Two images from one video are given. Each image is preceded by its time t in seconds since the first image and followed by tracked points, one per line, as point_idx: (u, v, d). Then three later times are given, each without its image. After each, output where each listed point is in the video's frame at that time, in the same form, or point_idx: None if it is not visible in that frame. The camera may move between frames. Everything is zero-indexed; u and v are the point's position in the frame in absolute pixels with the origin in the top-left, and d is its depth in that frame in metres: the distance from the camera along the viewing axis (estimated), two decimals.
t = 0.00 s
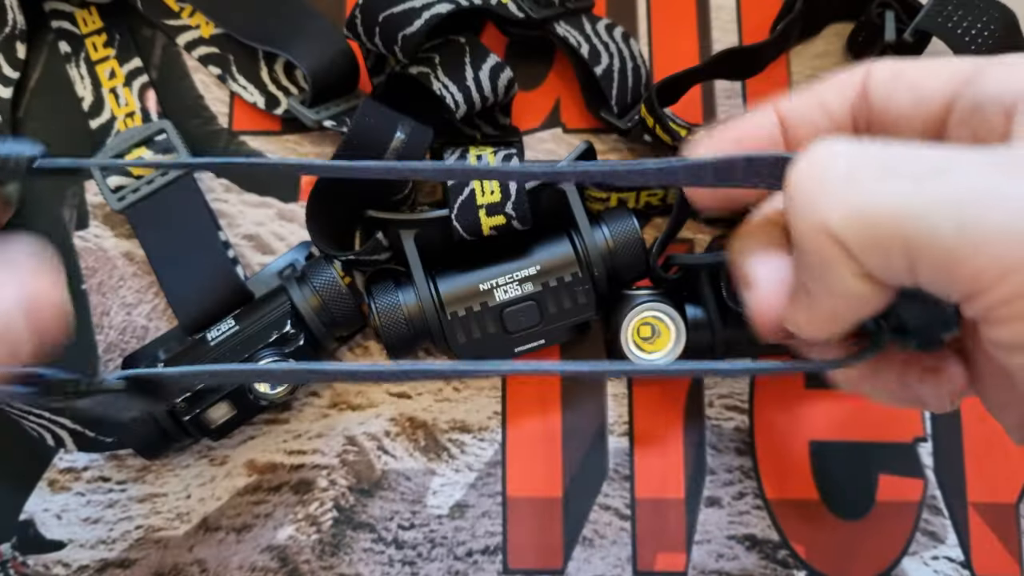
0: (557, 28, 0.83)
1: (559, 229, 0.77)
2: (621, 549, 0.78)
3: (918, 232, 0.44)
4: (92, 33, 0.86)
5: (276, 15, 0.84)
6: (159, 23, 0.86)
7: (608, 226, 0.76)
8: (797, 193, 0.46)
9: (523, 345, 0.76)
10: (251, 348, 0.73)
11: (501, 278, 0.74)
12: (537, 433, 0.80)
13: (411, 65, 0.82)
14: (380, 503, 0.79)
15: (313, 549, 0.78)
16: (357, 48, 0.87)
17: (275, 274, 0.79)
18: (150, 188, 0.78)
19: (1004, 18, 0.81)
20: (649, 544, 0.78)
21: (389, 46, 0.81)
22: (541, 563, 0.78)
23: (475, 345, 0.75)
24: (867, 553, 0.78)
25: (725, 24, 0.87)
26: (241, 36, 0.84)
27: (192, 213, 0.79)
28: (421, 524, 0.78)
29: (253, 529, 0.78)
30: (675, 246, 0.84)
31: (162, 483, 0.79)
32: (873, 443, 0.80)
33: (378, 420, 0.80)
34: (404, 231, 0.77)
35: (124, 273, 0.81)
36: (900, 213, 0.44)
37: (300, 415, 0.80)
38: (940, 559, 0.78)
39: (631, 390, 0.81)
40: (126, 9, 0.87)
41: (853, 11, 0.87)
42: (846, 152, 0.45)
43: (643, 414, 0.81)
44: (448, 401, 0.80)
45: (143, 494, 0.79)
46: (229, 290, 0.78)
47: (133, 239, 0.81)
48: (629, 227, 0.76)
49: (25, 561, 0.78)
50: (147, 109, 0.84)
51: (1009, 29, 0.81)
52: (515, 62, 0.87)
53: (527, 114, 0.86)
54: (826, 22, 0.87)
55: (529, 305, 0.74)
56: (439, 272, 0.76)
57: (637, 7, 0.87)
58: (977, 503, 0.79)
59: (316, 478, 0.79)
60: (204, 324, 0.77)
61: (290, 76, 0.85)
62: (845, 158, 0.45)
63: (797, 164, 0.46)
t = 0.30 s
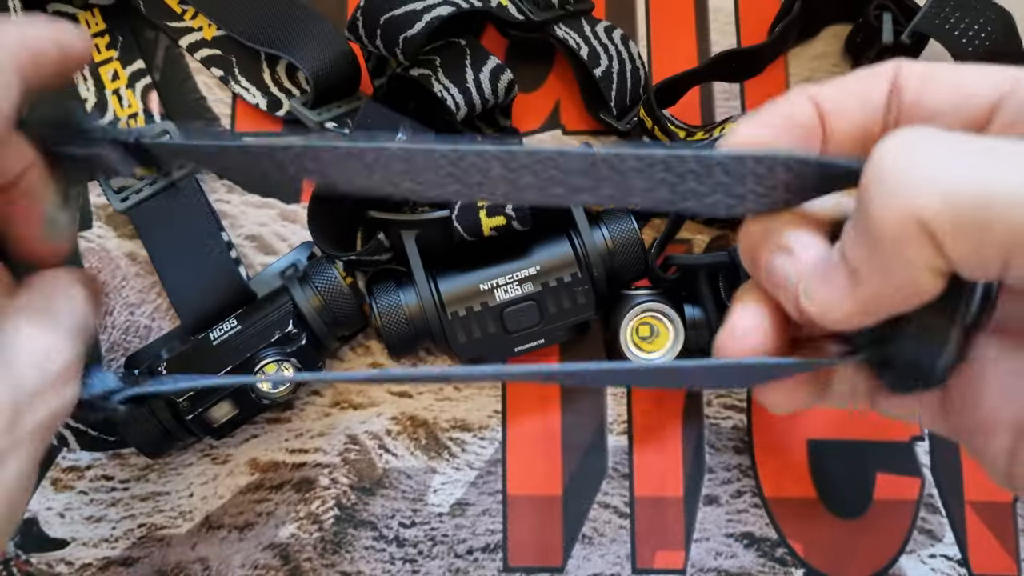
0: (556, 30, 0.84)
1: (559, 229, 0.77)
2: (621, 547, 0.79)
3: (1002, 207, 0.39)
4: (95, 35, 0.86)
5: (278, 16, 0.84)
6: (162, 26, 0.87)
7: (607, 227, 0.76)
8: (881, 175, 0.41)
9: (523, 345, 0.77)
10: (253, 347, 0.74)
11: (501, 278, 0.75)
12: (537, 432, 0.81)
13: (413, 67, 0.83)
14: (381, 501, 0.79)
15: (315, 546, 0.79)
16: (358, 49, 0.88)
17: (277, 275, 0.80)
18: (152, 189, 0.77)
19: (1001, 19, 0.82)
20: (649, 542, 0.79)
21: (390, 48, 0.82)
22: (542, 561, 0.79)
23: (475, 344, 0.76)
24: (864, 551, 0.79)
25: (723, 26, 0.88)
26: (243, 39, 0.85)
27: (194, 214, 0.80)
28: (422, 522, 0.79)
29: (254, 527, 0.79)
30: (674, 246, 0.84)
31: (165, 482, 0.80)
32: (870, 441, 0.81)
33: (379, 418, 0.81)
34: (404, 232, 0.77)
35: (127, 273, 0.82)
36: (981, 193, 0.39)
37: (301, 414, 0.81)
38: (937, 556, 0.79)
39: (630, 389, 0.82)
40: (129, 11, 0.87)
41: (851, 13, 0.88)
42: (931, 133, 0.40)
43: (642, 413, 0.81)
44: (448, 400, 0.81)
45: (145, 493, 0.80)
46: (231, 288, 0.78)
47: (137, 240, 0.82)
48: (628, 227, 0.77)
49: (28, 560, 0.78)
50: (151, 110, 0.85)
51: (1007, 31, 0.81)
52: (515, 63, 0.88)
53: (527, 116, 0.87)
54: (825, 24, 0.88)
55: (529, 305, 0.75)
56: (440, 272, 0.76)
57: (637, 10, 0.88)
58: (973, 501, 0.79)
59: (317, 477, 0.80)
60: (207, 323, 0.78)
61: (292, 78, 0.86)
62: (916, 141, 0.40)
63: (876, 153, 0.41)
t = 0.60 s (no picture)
0: (556, 30, 0.84)
1: (559, 229, 0.78)
2: (620, 547, 0.79)
3: None
4: (96, 35, 0.86)
5: (278, 17, 0.84)
6: (162, 26, 0.87)
7: (607, 226, 0.77)
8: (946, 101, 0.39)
9: (523, 345, 0.77)
10: (254, 347, 0.74)
11: (501, 278, 0.75)
12: (536, 431, 0.81)
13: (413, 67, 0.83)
14: (381, 500, 0.79)
15: (315, 546, 0.79)
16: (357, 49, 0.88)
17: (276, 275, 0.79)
18: (153, 189, 0.80)
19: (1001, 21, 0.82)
20: (649, 543, 0.79)
21: (390, 48, 0.82)
22: (542, 561, 0.79)
23: (475, 344, 0.76)
24: (864, 550, 0.79)
25: (723, 26, 0.88)
26: (243, 39, 0.85)
27: (195, 213, 0.81)
28: (422, 521, 0.79)
29: (255, 527, 0.79)
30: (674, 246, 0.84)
31: (165, 482, 0.80)
32: (871, 441, 0.81)
33: (379, 418, 0.81)
34: (404, 232, 0.77)
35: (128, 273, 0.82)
36: None
37: (302, 414, 0.81)
38: (937, 556, 0.79)
39: (630, 389, 0.82)
40: (129, 10, 0.87)
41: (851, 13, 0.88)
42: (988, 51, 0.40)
43: (642, 413, 0.81)
44: (449, 400, 0.81)
45: (145, 492, 0.80)
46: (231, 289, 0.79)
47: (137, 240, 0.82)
48: (628, 227, 0.77)
49: (28, 560, 0.78)
50: (151, 110, 0.85)
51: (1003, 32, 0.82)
52: (515, 63, 0.88)
53: (526, 116, 0.86)
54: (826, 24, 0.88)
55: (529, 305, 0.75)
56: (439, 272, 0.77)
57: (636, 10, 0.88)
58: (973, 501, 0.79)
59: (317, 476, 0.80)
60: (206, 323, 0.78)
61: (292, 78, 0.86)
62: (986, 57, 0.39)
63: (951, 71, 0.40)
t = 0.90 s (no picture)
0: (556, 30, 0.84)
1: (559, 229, 0.78)
2: (620, 546, 0.79)
3: (930, 256, 0.48)
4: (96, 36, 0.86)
5: (279, 17, 0.84)
6: (162, 26, 0.87)
7: (607, 227, 0.76)
8: (833, 211, 0.51)
9: (523, 345, 0.77)
10: (254, 347, 0.74)
11: (500, 278, 0.75)
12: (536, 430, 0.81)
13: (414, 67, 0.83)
14: (381, 501, 0.79)
15: (315, 546, 0.79)
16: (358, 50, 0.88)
17: (277, 275, 0.80)
18: (153, 189, 0.79)
19: (1000, 21, 0.82)
20: (648, 543, 0.79)
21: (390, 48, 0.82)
22: (542, 561, 0.79)
23: (475, 344, 0.76)
24: (864, 550, 0.79)
25: (723, 26, 0.88)
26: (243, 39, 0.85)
27: (195, 212, 0.80)
28: (422, 521, 0.79)
29: (255, 527, 0.79)
30: (674, 246, 0.85)
31: (165, 482, 0.80)
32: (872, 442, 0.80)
33: (379, 418, 0.81)
34: (404, 232, 0.77)
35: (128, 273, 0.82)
36: (913, 234, 0.48)
37: (302, 415, 0.81)
38: (937, 556, 0.79)
39: (630, 389, 0.82)
40: (129, 10, 0.87)
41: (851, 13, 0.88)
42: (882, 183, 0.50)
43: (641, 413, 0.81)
44: (449, 400, 0.81)
45: (145, 492, 0.80)
46: (231, 288, 0.79)
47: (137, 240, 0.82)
48: (628, 227, 0.77)
49: (28, 560, 0.78)
50: (151, 110, 0.84)
51: (1004, 32, 0.82)
52: (515, 64, 0.88)
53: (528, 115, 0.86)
54: (826, 24, 0.88)
55: (529, 305, 0.75)
56: (439, 272, 0.76)
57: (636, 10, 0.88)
58: (973, 501, 0.79)
59: (317, 477, 0.80)
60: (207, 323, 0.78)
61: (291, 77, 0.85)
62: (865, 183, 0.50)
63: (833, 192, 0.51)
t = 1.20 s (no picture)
0: (556, 30, 0.84)
1: (559, 229, 0.78)
2: (620, 547, 0.79)
3: (936, 97, 0.57)
4: (96, 36, 0.86)
5: (277, 17, 0.84)
6: (162, 26, 0.87)
7: (607, 227, 0.76)
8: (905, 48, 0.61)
9: (523, 345, 0.77)
10: (254, 347, 0.74)
11: (500, 278, 0.75)
12: (536, 430, 0.81)
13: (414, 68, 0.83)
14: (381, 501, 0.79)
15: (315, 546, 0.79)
16: (358, 50, 0.88)
17: (277, 275, 0.80)
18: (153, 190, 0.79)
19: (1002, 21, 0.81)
20: (649, 543, 0.79)
21: (390, 48, 0.82)
22: (542, 561, 0.79)
23: (475, 344, 0.76)
24: (864, 551, 0.79)
25: (723, 26, 0.88)
26: (243, 39, 0.85)
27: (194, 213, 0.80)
28: (422, 521, 0.79)
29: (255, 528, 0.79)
30: (674, 246, 0.84)
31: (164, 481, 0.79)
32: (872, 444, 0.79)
33: (379, 418, 0.81)
34: (404, 232, 0.77)
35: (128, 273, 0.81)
36: (943, 74, 0.57)
37: (301, 414, 0.81)
38: (937, 557, 0.79)
39: (630, 389, 0.82)
40: (129, 10, 0.87)
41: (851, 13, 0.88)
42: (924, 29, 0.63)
43: (642, 413, 0.81)
44: (449, 400, 0.81)
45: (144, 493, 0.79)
46: (231, 288, 0.79)
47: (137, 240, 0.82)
48: (628, 228, 0.76)
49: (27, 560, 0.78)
50: (151, 110, 0.85)
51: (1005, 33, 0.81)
52: (515, 63, 0.88)
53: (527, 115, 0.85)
54: (825, 24, 0.88)
55: (529, 305, 0.75)
56: (439, 272, 0.76)
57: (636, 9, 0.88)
58: (973, 501, 0.79)
59: (318, 477, 0.80)
60: (206, 323, 0.78)
61: (292, 77, 0.86)
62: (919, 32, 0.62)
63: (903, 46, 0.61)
